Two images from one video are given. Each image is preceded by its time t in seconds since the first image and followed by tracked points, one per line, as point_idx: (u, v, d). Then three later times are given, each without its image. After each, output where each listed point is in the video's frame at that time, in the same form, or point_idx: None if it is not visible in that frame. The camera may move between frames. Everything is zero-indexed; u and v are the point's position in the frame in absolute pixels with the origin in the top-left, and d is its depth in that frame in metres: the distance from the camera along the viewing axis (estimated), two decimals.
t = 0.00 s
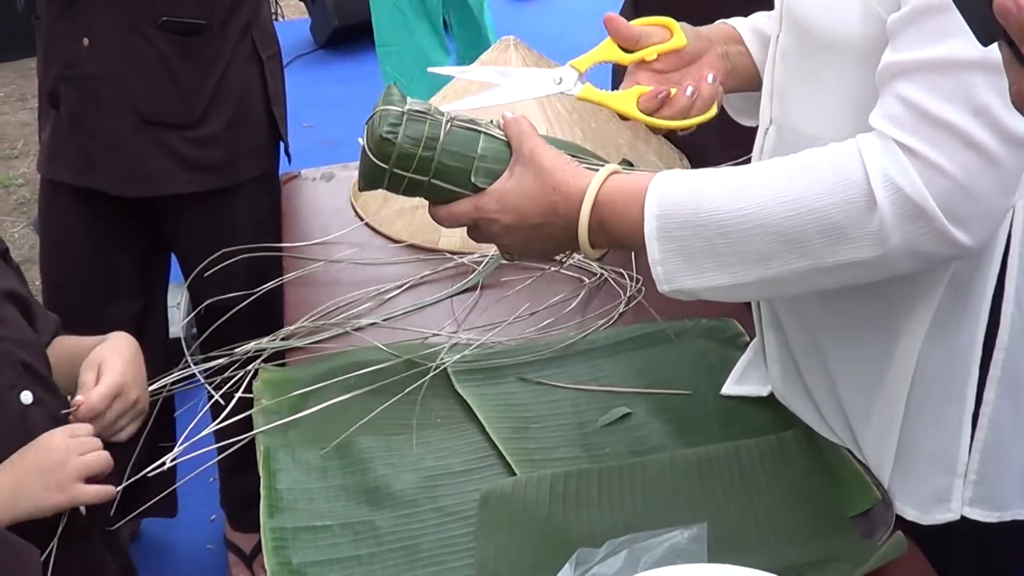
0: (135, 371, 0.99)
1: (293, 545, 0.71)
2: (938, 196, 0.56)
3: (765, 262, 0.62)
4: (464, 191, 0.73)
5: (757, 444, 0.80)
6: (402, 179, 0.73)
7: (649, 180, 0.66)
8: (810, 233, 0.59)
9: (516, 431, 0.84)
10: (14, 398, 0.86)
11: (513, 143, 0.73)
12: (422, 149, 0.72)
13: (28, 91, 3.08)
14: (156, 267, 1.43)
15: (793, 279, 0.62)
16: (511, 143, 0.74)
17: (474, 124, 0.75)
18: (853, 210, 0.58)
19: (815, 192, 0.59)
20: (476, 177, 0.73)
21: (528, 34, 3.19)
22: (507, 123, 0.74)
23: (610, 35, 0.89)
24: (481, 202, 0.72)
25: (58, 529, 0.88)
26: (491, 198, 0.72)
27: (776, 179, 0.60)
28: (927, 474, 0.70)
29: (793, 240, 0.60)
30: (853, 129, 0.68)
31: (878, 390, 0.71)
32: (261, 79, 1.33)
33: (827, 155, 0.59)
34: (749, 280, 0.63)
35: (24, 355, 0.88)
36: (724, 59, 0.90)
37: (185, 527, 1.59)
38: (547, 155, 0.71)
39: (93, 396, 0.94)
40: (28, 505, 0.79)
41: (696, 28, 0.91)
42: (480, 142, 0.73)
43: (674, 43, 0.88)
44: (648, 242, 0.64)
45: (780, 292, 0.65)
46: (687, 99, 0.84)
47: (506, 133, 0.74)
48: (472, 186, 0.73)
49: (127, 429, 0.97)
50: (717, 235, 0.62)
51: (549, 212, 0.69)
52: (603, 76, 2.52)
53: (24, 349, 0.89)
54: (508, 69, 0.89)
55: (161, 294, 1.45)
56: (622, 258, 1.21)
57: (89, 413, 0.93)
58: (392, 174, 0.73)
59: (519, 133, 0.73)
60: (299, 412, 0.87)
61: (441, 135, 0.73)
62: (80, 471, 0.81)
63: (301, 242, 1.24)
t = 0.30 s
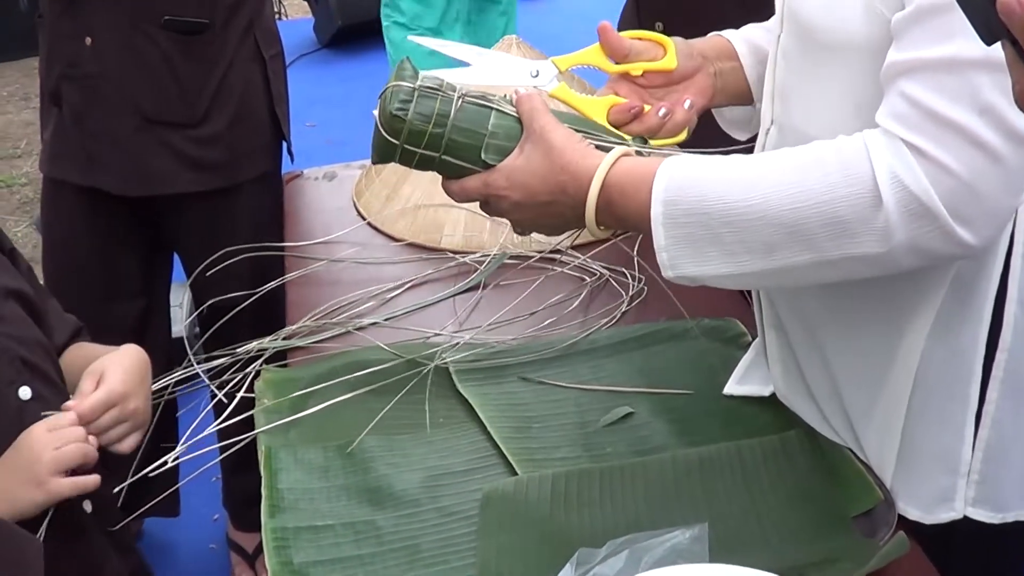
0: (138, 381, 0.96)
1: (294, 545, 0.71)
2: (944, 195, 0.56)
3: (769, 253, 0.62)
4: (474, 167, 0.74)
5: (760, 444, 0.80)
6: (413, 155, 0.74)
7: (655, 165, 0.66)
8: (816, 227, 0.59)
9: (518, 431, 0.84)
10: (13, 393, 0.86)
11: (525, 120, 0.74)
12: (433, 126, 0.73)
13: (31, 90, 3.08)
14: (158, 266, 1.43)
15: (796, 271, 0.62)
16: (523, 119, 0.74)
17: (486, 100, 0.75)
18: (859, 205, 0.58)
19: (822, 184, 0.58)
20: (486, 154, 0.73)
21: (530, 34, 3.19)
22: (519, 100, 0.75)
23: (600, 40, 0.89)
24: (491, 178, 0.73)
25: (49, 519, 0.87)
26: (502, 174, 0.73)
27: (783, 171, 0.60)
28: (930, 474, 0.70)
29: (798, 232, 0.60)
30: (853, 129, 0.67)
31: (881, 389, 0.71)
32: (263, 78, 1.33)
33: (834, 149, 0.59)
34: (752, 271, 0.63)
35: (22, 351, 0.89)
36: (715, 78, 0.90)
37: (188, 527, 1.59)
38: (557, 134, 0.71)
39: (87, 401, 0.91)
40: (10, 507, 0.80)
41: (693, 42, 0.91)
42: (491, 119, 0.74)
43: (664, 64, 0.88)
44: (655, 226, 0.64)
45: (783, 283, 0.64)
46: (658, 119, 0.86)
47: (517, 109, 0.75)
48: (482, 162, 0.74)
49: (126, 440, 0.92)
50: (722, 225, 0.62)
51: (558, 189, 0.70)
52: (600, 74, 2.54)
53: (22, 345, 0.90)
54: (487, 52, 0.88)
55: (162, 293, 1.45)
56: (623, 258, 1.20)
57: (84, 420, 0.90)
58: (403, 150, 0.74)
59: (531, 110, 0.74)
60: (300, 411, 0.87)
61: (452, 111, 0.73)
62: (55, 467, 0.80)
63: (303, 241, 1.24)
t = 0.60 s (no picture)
0: (137, 343, 0.95)
1: (296, 542, 0.71)
2: (943, 189, 0.55)
3: (769, 246, 0.61)
4: (474, 159, 0.75)
5: (761, 440, 0.80)
6: (413, 147, 0.75)
7: (654, 159, 0.65)
8: (816, 221, 0.59)
9: (520, 428, 0.84)
10: (17, 383, 0.86)
11: (524, 112, 0.73)
12: (432, 120, 0.74)
13: (33, 90, 3.08)
14: (159, 265, 1.43)
15: (796, 265, 0.62)
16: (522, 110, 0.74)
17: (485, 91, 0.76)
18: (859, 199, 0.57)
19: (822, 177, 0.58)
20: (484, 147, 0.74)
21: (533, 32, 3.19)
22: (519, 90, 0.74)
23: (624, 27, 0.88)
24: (491, 172, 0.73)
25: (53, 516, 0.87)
26: (502, 167, 0.73)
27: (783, 164, 0.60)
28: (931, 469, 0.70)
29: (799, 225, 0.60)
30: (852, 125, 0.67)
31: (882, 384, 0.71)
32: (264, 77, 1.33)
33: (834, 143, 0.59)
34: (752, 264, 0.63)
35: (27, 342, 0.90)
36: (738, 64, 0.89)
37: (190, 525, 1.59)
38: (557, 127, 0.71)
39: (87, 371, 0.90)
40: (32, 505, 0.78)
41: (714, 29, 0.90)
42: (491, 111, 0.75)
43: (690, 46, 0.86)
44: (654, 220, 0.64)
45: (783, 276, 0.64)
46: (692, 95, 0.85)
47: (517, 100, 0.75)
48: (482, 154, 0.75)
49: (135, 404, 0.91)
50: (721, 218, 0.62)
51: (558, 183, 0.70)
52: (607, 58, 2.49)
53: (25, 338, 0.90)
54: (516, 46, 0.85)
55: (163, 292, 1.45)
56: (624, 255, 1.20)
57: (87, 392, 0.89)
58: (402, 144, 0.75)
59: (531, 103, 0.73)
60: (301, 409, 0.87)
61: (451, 104, 0.74)
62: (77, 443, 0.81)
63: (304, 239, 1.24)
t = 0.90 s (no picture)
0: (124, 318, 0.95)
1: (294, 537, 0.71)
2: (946, 187, 0.55)
3: (771, 246, 0.61)
4: (474, 158, 0.75)
5: (761, 438, 0.80)
6: (413, 146, 0.75)
7: (655, 160, 0.65)
8: (818, 220, 0.59)
9: (520, 425, 0.84)
10: (15, 378, 0.86)
11: (524, 111, 0.73)
12: (431, 119, 0.74)
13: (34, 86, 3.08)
14: (160, 261, 1.43)
15: (798, 264, 0.62)
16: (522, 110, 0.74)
17: (485, 91, 0.76)
18: (862, 198, 0.57)
19: (824, 177, 0.58)
20: (483, 146, 0.74)
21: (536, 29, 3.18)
22: (519, 90, 0.74)
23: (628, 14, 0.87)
24: (492, 172, 0.73)
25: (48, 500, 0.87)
26: (502, 167, 0.72)
27: (786, 164, 0.60)
28: (932, 467, 0.70)
29: (801, 224, 0.59)
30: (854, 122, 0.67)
31: (883, 383, 0.71)
32: (264, 73, 1.33)
33: (836, 142, 0.59)
34: (754, 263, 0.63)
35: (23, 340, 0.89)
36: (747, 47, 0.90)
37: (190, 520, 1.59)
38: (558, 128, 0.70)
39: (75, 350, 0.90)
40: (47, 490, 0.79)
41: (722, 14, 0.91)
42: (491, 110, 0.74)
43: (695, 28, 0.87)
44: (656, 221, 0.64)
45: (784, 276, 0.64)
46: (704, 74, 0.83)
47: (517, 99, 0.74)
48: (481, 154, 0.75)
49: (134, 377, 0.91)
50: (723, 218, 0.61)
51: (557, 185, 0.70)
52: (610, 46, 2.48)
53: (24, 335, 0.90)
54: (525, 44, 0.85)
55: (163, 288, 1.45)
56: (624, 252, 1.20)
57: (76, 369, 0.89)
58: (401, 142, 0.75)
59: (530, 102, 0.73)
60: (300, 405, 0.87)
61: (450, 103, 0.74)
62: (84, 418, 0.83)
63: (304, 236, 1.24)
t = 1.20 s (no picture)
0: (142, 324, 0.98)
1: (295, 531, 0.71)
2: (951, 183, 0.55)
3: (775, 241, 0.61)
4: (475, 149, 0.74)
5: (762, 434, 0.80)
6: (414, 134, 0.74)
7: (658, 155, 0.65)
8: (823, 215, 0.59)
9: (521, 420, 0.84)
10: (12, 371, 0.86)
11: (529, 103, 0.73)
12: (435, 107, 0.73)
13: (38, 79, 3.08)
14: (161, 254, 1.43)
15: (801, 261, 0.62)
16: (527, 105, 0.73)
17: (490, 82, 0.75)
18: (868, 194, 0.57)
19: (829, 173, 0.58)
20: (486, 137, 0.73)
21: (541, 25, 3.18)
22: (524, 83, 0.73)
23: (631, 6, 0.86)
24: (494, 163, 0.73)
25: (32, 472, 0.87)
26: (504, 158, 0.72)
27: (790, 159, 0.59)
28: (933, 464, 0.70)
29: (806, 219, 0.59)
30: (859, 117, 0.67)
31: (885, 380, 0.71)
32: (267, 66, 1.32)
33: (842, 138, 0.59)
34: (758, 259, 0.63)
35: (20, 334, 0.90)
36: (750, 36, 0.90)
37: (192, 514, 1.59)
38: (561, 122, 0.70)
39: (90, 318, 0.94)
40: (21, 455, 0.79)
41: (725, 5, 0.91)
42: (495, 102, 0.74)
43: (699, 16, 0.87)
44: (658, 215, 0.63)
45: (787, 273, 0.64)
46: (710, 57, 0.83)
47: (522, 92, 0.74)
48: (484, 145, 0.74)
49: (111, 379, 0.94)
50: (727, 212, 0.61)
51: (557, 178, 0.70)
52: (616, 35, 2.48)
53: (23, 329, 0.90)
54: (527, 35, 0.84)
55: (165, 281, 1.45)
56: (627, 248, 1.20)
57: (78, 333, 0.94)
58: (403, 129, 0.74)
59: (536, 94, 0.73)
60: (302, 398, 0.87)
61: (455, 92, 0.73)
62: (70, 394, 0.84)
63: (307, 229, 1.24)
